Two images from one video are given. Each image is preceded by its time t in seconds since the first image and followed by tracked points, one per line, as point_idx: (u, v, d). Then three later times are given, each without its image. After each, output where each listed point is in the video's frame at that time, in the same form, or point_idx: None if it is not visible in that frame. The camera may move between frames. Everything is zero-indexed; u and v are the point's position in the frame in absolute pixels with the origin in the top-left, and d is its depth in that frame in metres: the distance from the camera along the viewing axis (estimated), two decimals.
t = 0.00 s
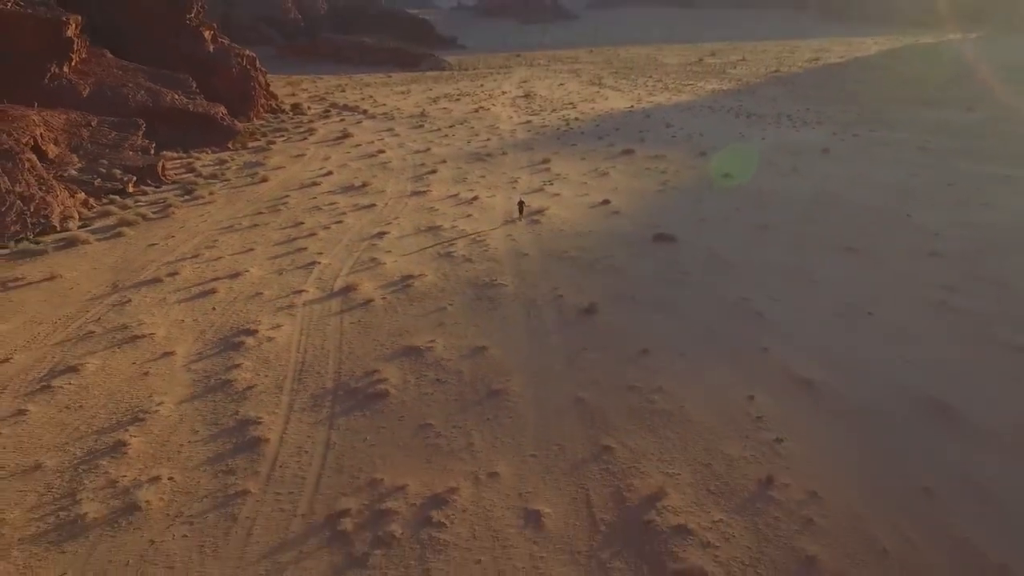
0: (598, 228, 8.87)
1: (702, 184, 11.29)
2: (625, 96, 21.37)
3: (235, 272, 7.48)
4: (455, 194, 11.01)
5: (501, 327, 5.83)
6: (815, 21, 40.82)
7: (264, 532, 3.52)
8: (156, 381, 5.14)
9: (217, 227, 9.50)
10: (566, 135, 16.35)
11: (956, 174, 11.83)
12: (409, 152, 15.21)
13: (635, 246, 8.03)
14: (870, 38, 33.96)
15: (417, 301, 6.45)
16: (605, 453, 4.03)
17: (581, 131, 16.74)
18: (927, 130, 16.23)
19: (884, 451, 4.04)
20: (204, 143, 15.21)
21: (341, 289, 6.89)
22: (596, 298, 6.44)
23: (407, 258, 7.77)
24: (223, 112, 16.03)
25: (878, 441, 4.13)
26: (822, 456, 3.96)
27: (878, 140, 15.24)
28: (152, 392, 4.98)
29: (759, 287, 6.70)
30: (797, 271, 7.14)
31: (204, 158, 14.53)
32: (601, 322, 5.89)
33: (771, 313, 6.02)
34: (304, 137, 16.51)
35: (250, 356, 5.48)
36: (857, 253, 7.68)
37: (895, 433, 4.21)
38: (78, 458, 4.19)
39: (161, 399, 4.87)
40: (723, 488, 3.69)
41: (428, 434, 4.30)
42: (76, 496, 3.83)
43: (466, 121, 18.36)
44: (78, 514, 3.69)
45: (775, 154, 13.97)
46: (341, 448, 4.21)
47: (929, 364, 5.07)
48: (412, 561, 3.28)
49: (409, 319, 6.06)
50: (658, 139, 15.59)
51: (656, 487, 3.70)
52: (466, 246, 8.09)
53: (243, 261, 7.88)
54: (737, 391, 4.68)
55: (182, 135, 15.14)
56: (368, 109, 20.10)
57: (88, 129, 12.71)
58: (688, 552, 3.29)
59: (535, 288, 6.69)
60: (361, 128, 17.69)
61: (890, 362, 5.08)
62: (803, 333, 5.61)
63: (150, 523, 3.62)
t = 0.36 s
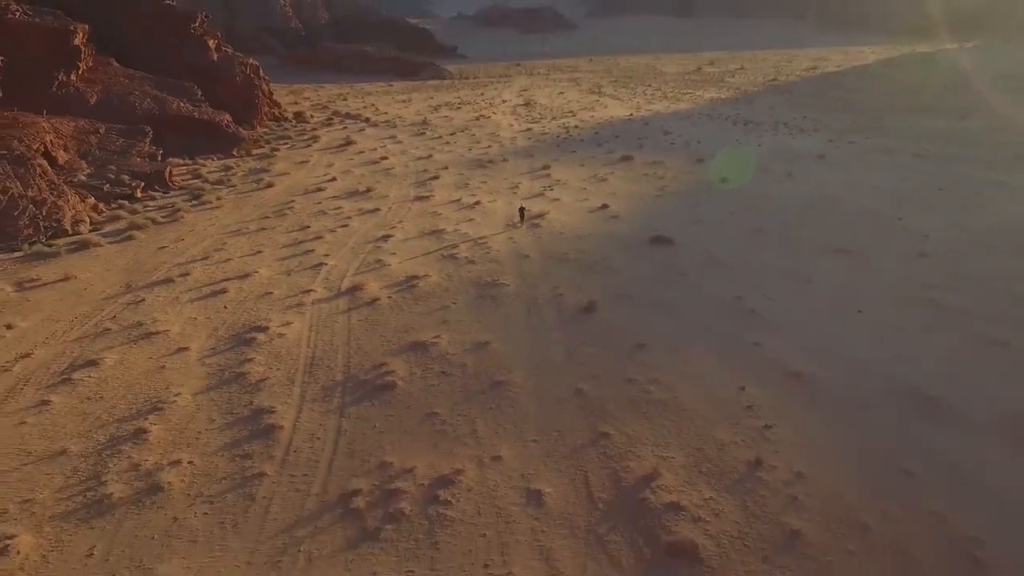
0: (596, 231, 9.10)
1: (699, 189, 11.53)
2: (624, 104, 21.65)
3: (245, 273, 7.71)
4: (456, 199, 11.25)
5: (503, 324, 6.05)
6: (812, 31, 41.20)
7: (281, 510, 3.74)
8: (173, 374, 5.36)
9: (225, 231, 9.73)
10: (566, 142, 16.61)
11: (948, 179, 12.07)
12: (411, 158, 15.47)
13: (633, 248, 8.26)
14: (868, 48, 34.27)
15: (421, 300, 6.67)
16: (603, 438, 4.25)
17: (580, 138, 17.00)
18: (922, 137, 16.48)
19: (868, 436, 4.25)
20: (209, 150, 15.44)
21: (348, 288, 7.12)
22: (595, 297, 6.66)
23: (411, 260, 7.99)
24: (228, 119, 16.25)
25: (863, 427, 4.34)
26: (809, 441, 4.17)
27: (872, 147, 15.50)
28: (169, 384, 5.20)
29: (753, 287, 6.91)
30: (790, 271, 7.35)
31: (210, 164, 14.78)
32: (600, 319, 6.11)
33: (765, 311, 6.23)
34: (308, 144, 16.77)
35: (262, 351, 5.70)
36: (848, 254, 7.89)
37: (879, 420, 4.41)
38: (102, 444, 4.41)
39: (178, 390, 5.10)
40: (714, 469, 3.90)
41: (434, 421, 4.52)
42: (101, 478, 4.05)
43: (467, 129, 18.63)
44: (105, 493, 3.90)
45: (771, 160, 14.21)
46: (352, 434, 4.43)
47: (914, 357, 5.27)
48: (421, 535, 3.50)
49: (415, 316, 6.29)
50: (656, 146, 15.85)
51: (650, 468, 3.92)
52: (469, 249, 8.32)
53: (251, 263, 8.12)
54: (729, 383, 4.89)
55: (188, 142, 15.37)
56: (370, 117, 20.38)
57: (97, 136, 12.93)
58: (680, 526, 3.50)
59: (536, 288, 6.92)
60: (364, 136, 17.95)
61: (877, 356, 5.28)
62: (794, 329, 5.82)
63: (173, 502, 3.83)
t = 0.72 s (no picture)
0: (594, 234, 9.34)
1: (696, 194, 11.77)
2: (623, 112, 21.94)
3: (254, 274, 7.94)
4: (458, 204, 11.49)
5: (504, 321, 6.27)
6: (809, 40, 41.58)
7: (296, 490, 3.95)
8: (188, 367, 5.58)
9: (233, 234, 9.96)
10: (566, 149, 16.88)
11: (939, 185, 12.31)
12: (413, 165, 15.73)
13: (630, 250, 8.48)
14: (867, 57, 34.53)
15: (426, 299, 6.90)
16: (600, 425, 4.47)
17: (580, 145, 17.26)
18: (916, 144, 16.74)
19: (851, 423, 4.46)
20: (215, 156, 15.67)
21: (355, 288, 7.35)
22: (593, 295, 6.89)
23: (415, 261, 8.23)
24: (233, 126, 16.49)
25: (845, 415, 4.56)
26: (795, 426, 4.40)
27: (867, 153, 15.74)
28: (185, 377, 5.42)
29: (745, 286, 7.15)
30: (780, 272, 7.58)
31: (216, 170, 15.00)
32: (597, 316, 6.33)
33: (755, 309, 6.46)
34: (311, 151, 17.03)
35: (273, 346, 5.92)
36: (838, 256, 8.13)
37: (861, 409, 4.63)
38: (123, 431, 4.62)
39: (194, 382, 5.31)
40: (705, 453, 4.13)
41: (440, 410, 4.74)
42: (125, 462, 4.27)
43: (468, 136, 18.90)
44: (128, 476, 4.12)
45: (768, 166, 14.45)
46: (363, 422, 4.65)
47: (898, 351, 5.50)
48: (429, 512, 3.71)
49: (420, 314, 6.52)
50: (655, 153, 16.11)
51: (645, 452, 4.14)
52: (471, 251, 8.55)
53: (260, 264, 8.34)
54: (721, 375, 5.11)
55: (194, 148, 15.59)
56: (372, 124, 20.66)
57: (105, 142, 13.17)
58: (673, 503, 3.71)
59: (537, 287, 7.14)
60: (366, 143, 18.22)
61: (862, 350, 5.50)
62: (784, 326, 6.04)
63: (193, 484, 4.04)
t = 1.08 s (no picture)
0: (593, 237, 9.58)
1: (693, 198, 12.01)
2: (622, 120, 22.22)
3: (263, 275, 8.17)
4: (461, 209, 11.73)
5: (507, 318, 6.50)
6: (807, 49, 41.95)
7: (311, 473, 4.17)
8: (203, 362, 5.81)
9: (241, 237, 10.20)
10: (566, 155, 17.14)
11: (932, 190, 12.55)
12: (416, 171, 15.98)
13: (628, 252, 8.71)
14: (866, 65, 34.79)
15: (430, 298, 7.13)
16: (599, 414, 4.69)
17: (579, 152, 17.52)
18: (910, 150, 16.98)
19: (837, 413, 4.68)
20: (221, 162, 15.90)
21: (362, 288, 7.58)
22: (593, 294, 7.11)
23: (419, 263, 8.46)
24: (238, 133, 16.73)
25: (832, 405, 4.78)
26: (785, 415, 4.62)
27: (863, 159, 15.99)
28: (201, 370, 5.64)
29: (739, 286, 7.37)
30: (775, 273, 7.81)
31: (222, 175, 15.24)
32: (595, 313, 6.56)
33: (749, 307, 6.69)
34: (315, 157, 17.30)
35: (284, 342, 6.14)
36: (830, 258, 8.36)
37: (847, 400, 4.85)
38: (143, 421, 4.84)
39: (210, 376, 5.54)
40: (698, 438, 4.35)
41: (446, 401, 4.96)
42: (147, 448, 4.49)
43: (469, 143, 19.16)
44: (151, 461, 4.34)
45: (764, 172, 14.70)
46: (372, 411, 4.88)
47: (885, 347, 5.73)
48: (437, 493, 3.93)
49: (424, 312, 6.75)
50: (654, 159, 16.37)
51: (641, 438, 4.36)
52: (473, 253, 8.79)
53: (268, 266, 8.58)
54: (714, 368, 5.34)
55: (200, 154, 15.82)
56: (375, 132, 20.93)
57: (113, 148, 13.41)
58: (667, 483, 3.94)
59: (538, 287, 7.37)
60: (369, 150, 18.49)
61: (850, 346, 5.73)
62: (776, 323, 6.27)
63: (212, 467, 4.26)
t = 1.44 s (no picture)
0: (592, 241, 9.81)
1: (690, 204, 12.26)
2: (622, 128, 22.50)
3: (272, 277, 8.40)
4: (463, 214, 11.98)
5: (509, 317, 6.72)
6: (805, 58, 42.32)
7: (324, 459, 4.39)
8: (216, 358, 6.03)
9: (248, 241, 10.43)
10: (566, 163, 17.40)
11: (925, 196, 12.79)
12: (418, 177, 16.23)
13: (627, 256, 8.95)
14: (864, 73, 35.14)
15: (434, 298, 7.35)
16: (598, 405, 4.91)
17: (579, 159, 17.78)
18: (905, 157, 17.25)
19: (826, 404, 4.89)
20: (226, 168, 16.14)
21: (368, 289, 7.81)
22: (592, 295, 7.33)
23: (423, 265, 8.69)
24: (243, 140, 16.97)
25: (821, 397, 4.99)
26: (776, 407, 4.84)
27: (858, 166, 16.25)
28: (215, 366, 5.87)
29: (734, 287, 7.60)
30: (769, 274, 8.03)
31: (228, 181, 15.48)
32: (595, 312, 6.79)
33: (744, 307, 6.91)
34: (318, 164, 17.55)
35: (294, 340, 6.36)
36: (824, 260, 8.58)
37: (836, 393, 5.06)
38: (162, 412, 5.07)
39: (223, 371, 5.76)
40: (692, 427, 4.57)
41: (451, 393, 5.18)
42: (167, 437, 4.71)
43: (471, 150, 19.43)
44: (171, 448, 4.56)
45: (761, 178, 14.96)
46: (381, 403, 5.10)
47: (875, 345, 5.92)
48: (444, 476, 4.15)
49: (429, 311, 6.97)
50: (652, 166, 16.63)
51: (638, 426, 4.58)
52: (476, 256, 9.02)
53: (276, 268, 8.81)
54: (709, 363, 5.56)
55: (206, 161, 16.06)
56: (377, 139, 21.20)
57: (121, 154, 13.66)
58: (662, 467, 4.16)
59: (539, 288, 7.59)
60: (372, 157, 18.76)
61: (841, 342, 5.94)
62: (770, 322, 6.48)
63: (229, 454, 4.48)
